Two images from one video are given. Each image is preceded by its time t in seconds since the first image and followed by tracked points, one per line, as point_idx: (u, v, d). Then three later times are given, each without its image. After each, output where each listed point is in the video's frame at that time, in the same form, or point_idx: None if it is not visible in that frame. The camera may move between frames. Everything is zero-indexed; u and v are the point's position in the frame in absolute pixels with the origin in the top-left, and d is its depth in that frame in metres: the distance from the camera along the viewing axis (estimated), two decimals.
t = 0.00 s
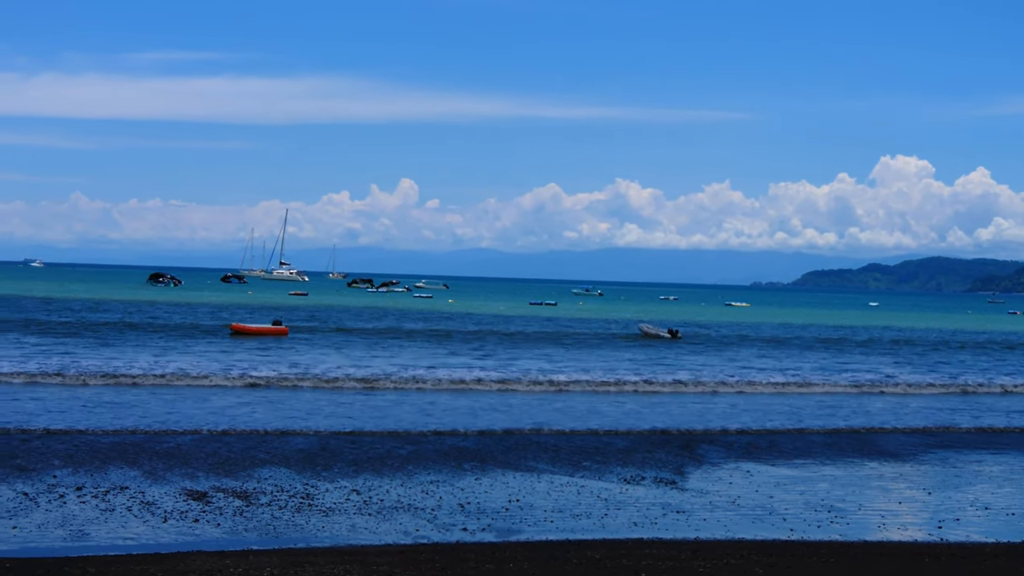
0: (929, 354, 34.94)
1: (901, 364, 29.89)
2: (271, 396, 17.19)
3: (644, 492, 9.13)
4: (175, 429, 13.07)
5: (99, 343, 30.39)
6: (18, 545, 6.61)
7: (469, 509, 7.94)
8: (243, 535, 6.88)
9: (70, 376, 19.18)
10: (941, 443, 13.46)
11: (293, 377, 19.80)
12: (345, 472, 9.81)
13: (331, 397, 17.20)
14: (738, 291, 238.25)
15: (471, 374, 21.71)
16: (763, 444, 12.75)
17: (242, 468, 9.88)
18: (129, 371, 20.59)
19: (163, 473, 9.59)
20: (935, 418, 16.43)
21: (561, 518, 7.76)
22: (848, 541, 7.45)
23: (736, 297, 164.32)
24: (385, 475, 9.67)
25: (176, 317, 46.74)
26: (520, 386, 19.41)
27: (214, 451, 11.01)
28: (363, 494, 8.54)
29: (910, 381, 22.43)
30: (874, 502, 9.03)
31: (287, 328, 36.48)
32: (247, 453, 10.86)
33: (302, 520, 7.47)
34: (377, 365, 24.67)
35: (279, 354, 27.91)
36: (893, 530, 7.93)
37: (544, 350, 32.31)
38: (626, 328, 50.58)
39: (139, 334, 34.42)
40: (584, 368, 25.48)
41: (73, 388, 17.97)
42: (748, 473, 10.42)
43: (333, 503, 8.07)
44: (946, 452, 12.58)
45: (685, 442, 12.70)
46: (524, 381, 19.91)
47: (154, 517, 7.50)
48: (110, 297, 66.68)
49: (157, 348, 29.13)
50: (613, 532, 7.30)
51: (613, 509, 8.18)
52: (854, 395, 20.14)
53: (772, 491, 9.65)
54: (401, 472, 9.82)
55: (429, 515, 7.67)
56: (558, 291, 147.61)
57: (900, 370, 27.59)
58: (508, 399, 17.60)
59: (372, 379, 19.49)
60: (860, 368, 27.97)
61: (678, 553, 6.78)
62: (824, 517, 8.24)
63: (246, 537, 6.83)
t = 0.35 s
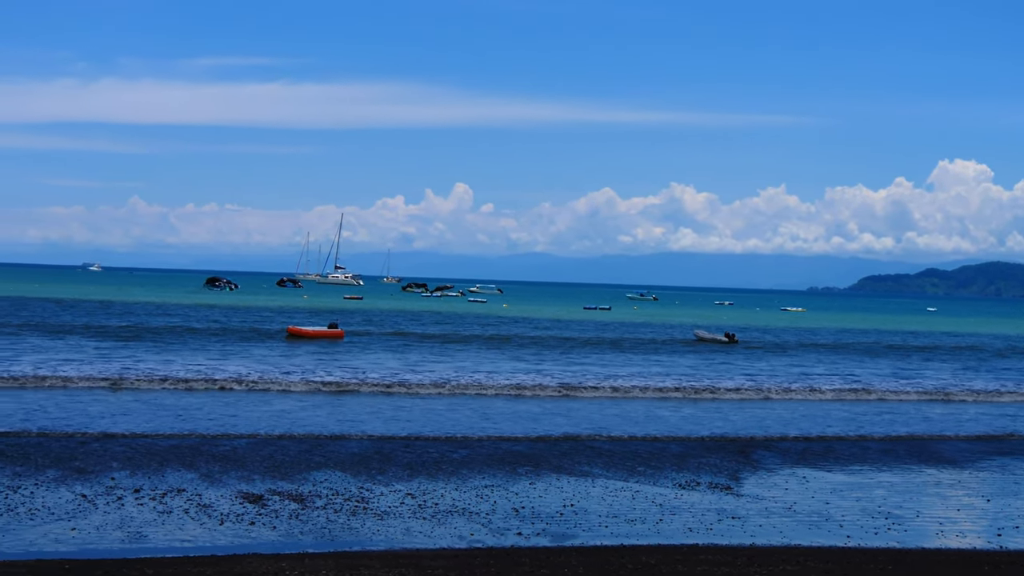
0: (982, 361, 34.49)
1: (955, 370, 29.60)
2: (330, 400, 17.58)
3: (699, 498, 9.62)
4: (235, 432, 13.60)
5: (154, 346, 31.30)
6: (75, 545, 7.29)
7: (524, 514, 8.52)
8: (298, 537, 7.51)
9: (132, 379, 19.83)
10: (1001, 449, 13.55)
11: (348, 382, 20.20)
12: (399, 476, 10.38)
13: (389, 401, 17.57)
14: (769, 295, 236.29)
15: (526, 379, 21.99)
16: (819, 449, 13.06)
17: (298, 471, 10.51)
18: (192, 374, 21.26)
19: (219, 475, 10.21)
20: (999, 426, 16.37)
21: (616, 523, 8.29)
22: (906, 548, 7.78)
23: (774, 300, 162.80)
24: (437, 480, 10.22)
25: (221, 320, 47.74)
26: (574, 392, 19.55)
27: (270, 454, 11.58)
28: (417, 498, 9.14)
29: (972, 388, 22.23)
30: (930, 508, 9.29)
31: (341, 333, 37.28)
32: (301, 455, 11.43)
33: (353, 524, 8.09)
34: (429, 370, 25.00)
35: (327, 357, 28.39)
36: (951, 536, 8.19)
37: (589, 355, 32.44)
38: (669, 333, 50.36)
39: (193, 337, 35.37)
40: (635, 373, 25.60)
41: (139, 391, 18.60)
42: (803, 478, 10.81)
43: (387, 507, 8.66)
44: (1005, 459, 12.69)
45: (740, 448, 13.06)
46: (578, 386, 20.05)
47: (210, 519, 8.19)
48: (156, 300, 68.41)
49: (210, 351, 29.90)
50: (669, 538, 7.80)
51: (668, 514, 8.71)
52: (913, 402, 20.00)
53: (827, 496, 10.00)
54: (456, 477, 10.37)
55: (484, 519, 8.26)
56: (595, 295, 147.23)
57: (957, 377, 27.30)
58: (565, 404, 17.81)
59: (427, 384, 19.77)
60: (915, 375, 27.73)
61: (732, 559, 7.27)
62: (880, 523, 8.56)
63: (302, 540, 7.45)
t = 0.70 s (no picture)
0: None
1: (1005, 376, 29.22)
2: (385, 404, 18.10)
3: (749, 502, 10.00)
4: (287, 436, 14.24)
5: (208, 348, 32.38)
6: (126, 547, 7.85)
7: (573, 518, 8.98)
8: (348, 539, 8.03)
9: (191, 382, 20.68)
10: None
11: (400, 386, 20.76)
12: (448, 479, 10.93)
13: (444, 406, 18.06)
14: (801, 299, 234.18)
15: (579, 384, 22.37)
16: (871, 454, 13.32)
17: (345, 473, 11.19)
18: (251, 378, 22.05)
19: (268, 477, 10.85)
20: None
21: (665, 527, 8.70)
22: (960, 553, 8.04)
23: (811, 304, 161.21)
24: (485, 483, 10.75)
25: (267, 323, 48.88)
26: (624, 398, 19.85)
27: (318, 457, 12.19)
28: (466, 501, 9.65)
29: None
30: (984, 514, 9.53)
31: (392, 332, 39.91)
32: (346, 459, 12.06)
33: (400, 527, 8.62)
34: (480, 374, 25.47)
35: (374, 361, 29.03)
36: (1004, 543, 8.43)
37: (633, 360, 32.68)
38: (713, 338, 50.18)
39: (243, 340, 36.33)
40: (683, 378, 25.83)
41: (202, 394, 19.42)
42: (855, 483, 11.13)
43: (436, 510, 9.19)
44: None
45: (791, 453, 13.39)
46: (629, 391, 20.36)
47: (259, 521, 8.77)
48: (201, 303, 70.21)
49: (260, 353, 30.80)
50: (719, 543, 8.17)
51: (718, 519, 9.11)
52: (966, 408, 19.95)
53: (880, 502, 10.30)
54: (508, 481, 10.87)
55: (532, 523, 8.72)
56: (632, 300, 146.87)
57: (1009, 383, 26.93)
58: (618, 410, 18.17)
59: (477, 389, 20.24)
60: (965, 381, 27.44)
61: (783, 565, 7.59)
62: (935, 529, 8.81)
63: (351, 542, 7.97)
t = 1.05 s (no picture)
0: None
1: None
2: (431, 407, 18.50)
3: (789, 505, 10.21)
4: (323, 438, 14.57)
5: (251, 349, 33.31)
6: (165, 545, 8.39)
7: (613, 520, 9.31)
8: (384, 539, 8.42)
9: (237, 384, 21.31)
10: None
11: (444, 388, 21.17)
12: (487, 481, 11.38)
13: (490, 409, 18.43)
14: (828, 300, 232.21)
15: (623, 387, 22.67)
16: (913, 457, 13.39)
17: (383, 472, 11.71)
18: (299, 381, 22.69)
19: (306, 478, 11.35)
20: None
21: (705, 530, 8.97)
22: (1002, 558, 8.15)
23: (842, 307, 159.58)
24: (521, 485, 11.18)
25: (306, 325, 49.86)
26: (666, 400, 20.07)
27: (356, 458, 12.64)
28: (504, 503, 10.08)
29: None
30: None
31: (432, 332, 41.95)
32: (381, 461, 12.43)
33: (436, 527, 9.03)
34: (523, 377, 25.87)
35: (412, 363, 29.53)
36: None
37: (671, 362, 32.84)
38: (752, 341, 49.87)
39: (280, 341, 37.00)
40: (725, 381, 25.97)
41: (252, 396, 20.06)
42: (895, 486, 11.28)
43: (475, 512, 9.64)
44: None
45: (831, 455, 13.54)
46: (665, 395, 20.54)
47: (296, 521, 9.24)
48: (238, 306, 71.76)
49: (302, 354, 31.53)
50: (758, 546, 8.40)
51: (758, 522, 9.35)
52: (1005, 413, 19.78)
53: (921, 506, 10.36)
54: (548, 484, 11.26)
55: (571, 525, 9.08)
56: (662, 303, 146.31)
57: None
58: (664, 413, 18.36)
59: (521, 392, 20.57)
60: (1008, 385, 27.06)
61: (821, 569, 7.76)
62: (978, 534, 8.91)
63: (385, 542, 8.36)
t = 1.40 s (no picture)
0: None
1: None
2: (495, 417, 20.98)
3: (837, 509, 12.17)
4: (346, 441, 18.28)
5: (310, 354, 35.71)
6: (214, 546, 10.96)
7: (659, 523, 11.50)
8: (432, 542, 10.88)
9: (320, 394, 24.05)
10: None
11: (505, 395, 23.78)
12: (534, 485, 14.24)
13: (551, 418, 20.82)
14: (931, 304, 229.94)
15: (670, 393, 24.69)
16: (965, 464, 15.13)
17: (427, 476, 15.01)
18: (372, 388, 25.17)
19: (352, 481, 14.73)
20: None
21: (752, 533, 10.91)
22: None
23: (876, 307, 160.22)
24: (570, 489, 13.83)
25: (356, 329, 52.39)
26: (708, 408, 22.16)
27: (403, 460, 16.10)
28: (548, 507, 12.71)
29: None
30: None
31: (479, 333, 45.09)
32: (408, 464, 15.71)
33: (477, 528, 11.58)
34: (576, 381, 27.90)
35: (467, 368, 31.61)
36: None
37: (713, 364, 34.40)
38: (792, 344, 51.02)
39: (341, 344, 39.38)
40: (768, 383, 27.61)
41: (333, 405, 22.74)
42: (944, 491, 13.12)
43: (518, 514, 12.33)
44: None
45: (883, 461, 15.46)
46: (712, 403, 22.50)
47: (345, 523, 11.96)
48: (282, 308, 74.73)
49: (358, 360, 33.79)
50: (807, 548, 10.21)
51: (806, 525, 11.25)
52: None
53: (970, 509, 12.18)
54: (596, 487, 13.89)
55: (615, 528, 11.32)
56: (692, 304, 147.26)
57: None
58: (708, 420, 20.45)
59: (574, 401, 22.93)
60: None
61: (867, 569, 9.36)
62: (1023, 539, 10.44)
63: (434, 545, 10.74)
